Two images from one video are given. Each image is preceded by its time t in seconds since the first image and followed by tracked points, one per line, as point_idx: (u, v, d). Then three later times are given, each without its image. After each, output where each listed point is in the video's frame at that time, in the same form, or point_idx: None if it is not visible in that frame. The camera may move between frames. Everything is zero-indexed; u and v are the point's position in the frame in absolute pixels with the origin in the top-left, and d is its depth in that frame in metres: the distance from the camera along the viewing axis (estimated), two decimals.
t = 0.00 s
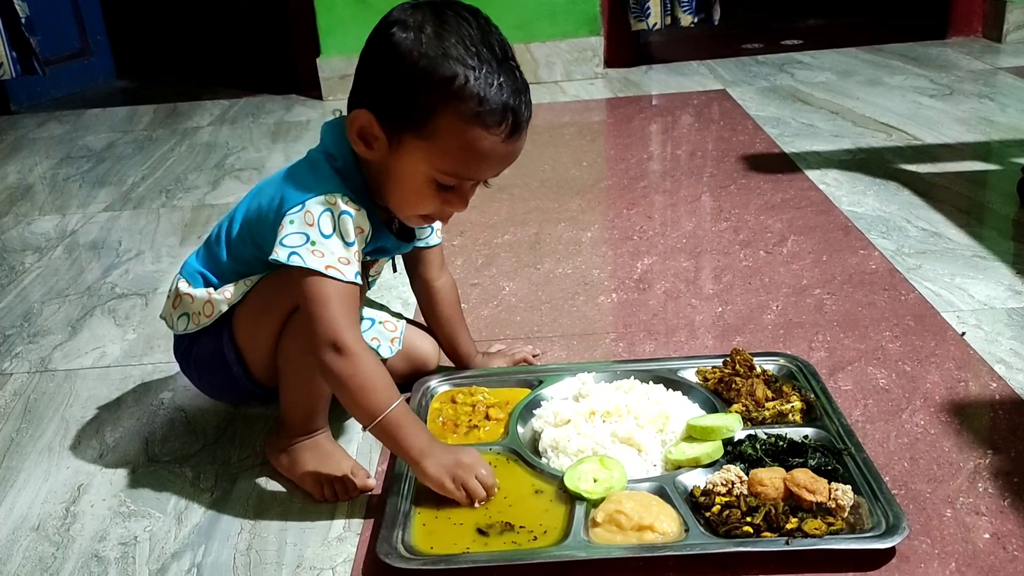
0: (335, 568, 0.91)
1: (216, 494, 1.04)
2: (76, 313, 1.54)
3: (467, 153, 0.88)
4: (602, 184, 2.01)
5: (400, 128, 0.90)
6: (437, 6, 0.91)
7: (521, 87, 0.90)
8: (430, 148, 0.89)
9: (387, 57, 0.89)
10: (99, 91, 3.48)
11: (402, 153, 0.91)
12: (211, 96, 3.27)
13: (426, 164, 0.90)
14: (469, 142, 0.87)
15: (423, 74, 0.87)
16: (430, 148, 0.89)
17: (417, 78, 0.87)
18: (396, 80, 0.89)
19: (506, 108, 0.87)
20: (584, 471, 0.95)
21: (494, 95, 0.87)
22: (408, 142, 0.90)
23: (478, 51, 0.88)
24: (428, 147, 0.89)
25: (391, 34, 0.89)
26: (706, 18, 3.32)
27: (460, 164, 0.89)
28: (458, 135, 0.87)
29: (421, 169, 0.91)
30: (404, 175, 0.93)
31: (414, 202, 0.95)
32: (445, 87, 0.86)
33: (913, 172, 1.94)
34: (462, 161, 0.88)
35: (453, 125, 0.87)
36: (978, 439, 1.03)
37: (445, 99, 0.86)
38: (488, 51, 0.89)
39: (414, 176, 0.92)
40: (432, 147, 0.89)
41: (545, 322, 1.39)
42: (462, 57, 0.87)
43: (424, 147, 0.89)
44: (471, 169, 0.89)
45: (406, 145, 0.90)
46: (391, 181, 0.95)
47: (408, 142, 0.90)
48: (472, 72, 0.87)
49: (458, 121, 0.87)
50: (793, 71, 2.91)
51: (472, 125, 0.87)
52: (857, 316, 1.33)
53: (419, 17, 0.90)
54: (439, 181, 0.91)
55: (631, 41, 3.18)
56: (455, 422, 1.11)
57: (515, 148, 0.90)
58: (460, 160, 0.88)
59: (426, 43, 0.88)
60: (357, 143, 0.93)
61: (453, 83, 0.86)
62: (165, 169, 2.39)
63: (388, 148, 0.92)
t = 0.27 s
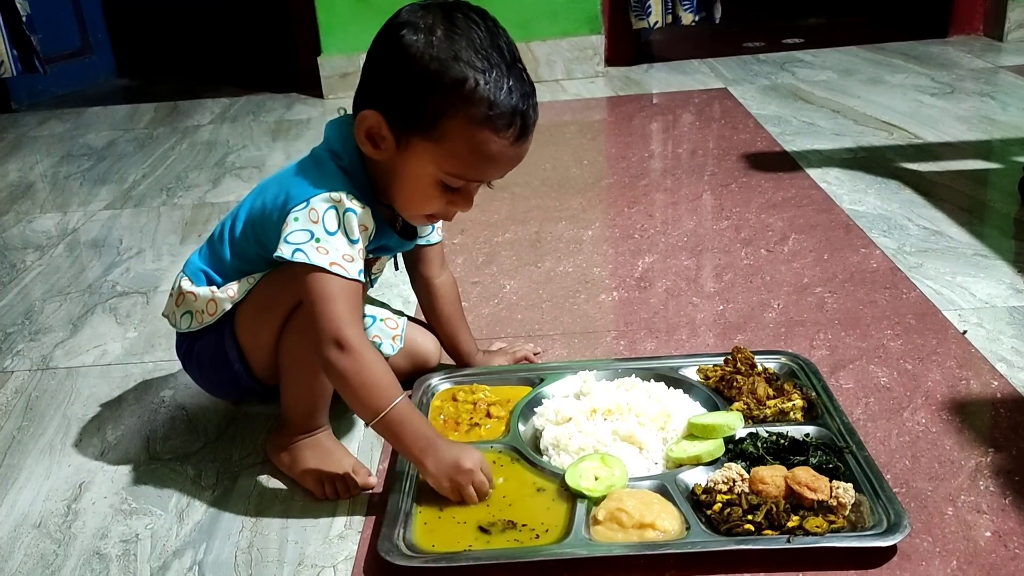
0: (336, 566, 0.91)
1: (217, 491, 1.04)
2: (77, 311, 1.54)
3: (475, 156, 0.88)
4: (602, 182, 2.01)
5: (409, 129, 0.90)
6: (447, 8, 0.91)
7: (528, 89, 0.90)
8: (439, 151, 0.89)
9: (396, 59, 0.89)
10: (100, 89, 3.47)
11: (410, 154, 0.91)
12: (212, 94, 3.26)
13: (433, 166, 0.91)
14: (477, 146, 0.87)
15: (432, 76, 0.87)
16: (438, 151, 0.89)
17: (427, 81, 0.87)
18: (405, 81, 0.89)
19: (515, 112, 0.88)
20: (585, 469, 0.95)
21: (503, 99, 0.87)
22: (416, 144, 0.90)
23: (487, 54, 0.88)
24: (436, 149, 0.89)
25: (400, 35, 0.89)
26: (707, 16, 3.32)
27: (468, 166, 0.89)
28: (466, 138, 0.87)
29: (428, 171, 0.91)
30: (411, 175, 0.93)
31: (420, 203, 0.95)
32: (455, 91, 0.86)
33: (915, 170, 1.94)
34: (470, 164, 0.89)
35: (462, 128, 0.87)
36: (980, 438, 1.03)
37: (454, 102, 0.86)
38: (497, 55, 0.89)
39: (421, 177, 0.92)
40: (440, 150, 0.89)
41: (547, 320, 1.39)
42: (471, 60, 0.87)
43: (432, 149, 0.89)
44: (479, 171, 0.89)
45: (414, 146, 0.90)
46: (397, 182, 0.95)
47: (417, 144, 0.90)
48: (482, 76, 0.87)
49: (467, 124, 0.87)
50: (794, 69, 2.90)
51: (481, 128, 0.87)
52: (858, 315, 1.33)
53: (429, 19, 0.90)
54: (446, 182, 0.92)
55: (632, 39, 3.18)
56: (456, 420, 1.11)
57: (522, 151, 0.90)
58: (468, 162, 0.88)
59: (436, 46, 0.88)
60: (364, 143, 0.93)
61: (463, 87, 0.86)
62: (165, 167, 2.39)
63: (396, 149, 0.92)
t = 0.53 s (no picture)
0: (337, 564, 0.91)
1: (217, 489, 1.04)
2: (77, 308, 1.55)
3: (480, 158, 0.88)
4: (603, 180, 2.01)
5: (414, 130, 0.90)
6: (452, 9, 0.91)
7: (532, 91, 0.91)
8: (443, 152, 0.89)
9: (402, 59, 0.89)
10: (101, 86, 3.47)
11: (414, 155, 0.91)
12: (212, 92, 3.26)
13: (437, 166, 0.91)
14: (482, 147, 0.88)
15: (438, 77, 0.87)
16: (443, 152, 0.89)
17: (432, 82, 0.87)
18: (410, 82, 0.88)
19: (520, 114, 0.88)
20: (585, 467, 0.95)
21: (508, 101, 0.87)
22: (420, 144, 0.90)
23: (493, 55, 0.88)
24: (440, 150, 0.89)
25: (406, 35, 0.89)
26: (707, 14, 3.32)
27: (472, 168, 0.89)
28: (471, 140, 0.87)
29: (432, 172, 0.91)
30: (414, 175, 0.93)
31: (423, 203, 0.95)
32: (461, 92, 0.86)
33: (915, 168, 1.94)
34: (475, 165, 0.89)
35: (467, 130, 0.87)
36: (980, 436, 1.03)
37: (460, 104, 0.86)
38: (503, 57, 0.89)
39: (423, 178, 0.92)
40: (445, 151, 0.89)
41: (547, 318, 1.39)
42: (477, 62, 0.87)
43: (436, 150, 0.89)
44: (482, 172, 0.90)
45: (418, 147, 0.90)
46: (400, 182, 0.95)
47: (421, 145, 0.90)
48: (488, 77, 0.87)
49: (473, 126, 0.87)
50: (795, 67, 2.90)
51: (486, 130, 0.87)
52: (859, 313, 1.33)
53: (435, 19, 0.90)
54: (450, 183, 0.92)
55: (633, 37, 3.18)
56: (457, 418, 1.11)
57: (525, 153, 0.91)
58: (473, 163, 0.89)
59: (442, 47, 0.88)
60: (368, 143, 0.93)
61: (469, 88, 0.86)
62: (165, 165, 2.39)
63: (400, 149, 0.92)
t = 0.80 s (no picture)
0: (337, 561, 0.91)
1: (218, 487, 1.04)
2: (78, 306, 1.55)
3: (482, 157, 0.88)
4: (603, 179, 2.01)
5: (416, 128, 0.90)
6: (456, 7, 0.91)
7: (535, 90, 0.91)
8: (446, 150, 0.89)
9: (405, 57, 0.89)
10: (101, 85, 3.47)
11: (416, 153, 0.91)
12: (212, 90, 3.26)
13: (440, 165, 0.91)
14: (485, 146, 0.88)
15: (441, 76, 0.87)
16: (445, 151, 0.89)
17: (435, 82, 0.87)
18: (414, 80, 0.88)
19: (522, 113, 0.88)
20: (586, 465, 0.96)
21: (511, 100, 0.87)
22: (423, 143, 0.90)
23: (496, 54, 0.88)
24: (443, 149, 0.89)
25: (410, 33, 0.89)
26: (707, 13, 3.32)
27: (475, 166, 0.89)
28: (473, 139, 0.87)
29: (434, 170, 0.92)
30: (416, 174, 0.93)
31: (425, 201, 0.95)
32: (464, 91, 0.86)
33: (915, 167, 1.94)
34: (477, 164, 0.89)
35: (470, 129, 0.87)
36: (979, 434, 1.03)
37: (464, 102, 0.86)
38: (506, 55, 0.89)
39: (426, 176, 0.93)
40: (448, 149, 0.89)
41: (547, 316, 1.39)
42: (480, 61, 0.87)
43: (439, 148, 0.89)
44: (484, 171, 0.90)
45: (420, 145, 0.90)
46: (402, 180, 0.95)
47: (423, 143, 0.90)
48: (491, 76, 0.87)
49: (475, 125, 0.87)
50: (794, 66, 2.90)
51: (489, 129, 0.87)
52: (858, 311, 1.33)
53: (438, 18, 0.89)
54: (452, 181, 0.92)
55: (632, 36, 3.18)
56: (457, 416, 1.11)
57: (527, 152, 0.91)
58: (475, 162, 0.89)
59: (446, 46, 0.88)
60: (370, 141, 0.93)
61: (472, 87, 0.86)
62: (165, 163, 2.39)
63: (403, 148, 0.92)
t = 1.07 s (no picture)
0: (335, 560, 0.91)
1: (216, 486, 1.04)
2: (76, 305, 1.55)
3: (481, 157, 0.88)
4: (602, 178, 2.01)
5: (415, 128, 0.90)
6: (457, 8, 0.91)
7: (534, 92, 0.91)
8: (444, 150, 0.89)
9: (405, 57, 0.89)
10: (100, 84, 3.47)
11: (415, 153, 0.91)
12: (211, 90, 3.26)
13: (438, 165, 0.91)
14: (483, 147, 0.88)
15: (441, 77, 0.87)
16: (444, 151, 0.89)
17: (434, 82, 0.87)
18: (413, 80, 0.88)
19: (521, 115, 0.88)
20: (584, 464, 0.96)
21: (510, 101, 0.87)
22: (421, 143, 0.90)
23: (496, 56, 0.88)
24: (442, 149, 0.89)
25: (410, 34, 0.89)
26: (707, 13, 3.32)
27: (473, 167, 0.89)
28: (472, 140, 0.87)
29: (432, 171, 0.92)
30: (414, 174, 0.93)
31: (422, 202, 0.95)
32: (463, 91, 0.86)
33: (914, 167, 1.94)
34: (475, 164, 0.89)
35: (468, 129, 0.87)
36: (977, 434, 1.04)
37: (463, 103, 0.86)
38: (506, 57, 0.89)
39: (423, 177, 0.93)
40: (446, 150, 0.89)
41: (545, 316, 1.39)
42: (480, 62, 0.87)
43: (437, 148, 0.89)
44: (482, 172, 0.90)
45: (419, 145, 0.90)
46: (399, 180, 0.95)
47: (422, 143, 0.90)
48: (491, 77, 0.87)
49: (474, 125, 0.87)
50: (794, 66, 2.90)
51: (488, 129, 0.87)
52: (857, 311, 1.33)
53: (439, 18, 0.90)
54: (450, 181, 0.92)
55: (632, 35, 3.18)
56: (455, 416, 1.11)
57: (525, 154, 0.91)
58: (473, 163, 0.89)
59: (446, 46, 0.88)
60: (368, 140, 0.93)
61: (472, 88, 0.86)
62: (164, 162, 2.39)
63: (401, 147, 0.92)
